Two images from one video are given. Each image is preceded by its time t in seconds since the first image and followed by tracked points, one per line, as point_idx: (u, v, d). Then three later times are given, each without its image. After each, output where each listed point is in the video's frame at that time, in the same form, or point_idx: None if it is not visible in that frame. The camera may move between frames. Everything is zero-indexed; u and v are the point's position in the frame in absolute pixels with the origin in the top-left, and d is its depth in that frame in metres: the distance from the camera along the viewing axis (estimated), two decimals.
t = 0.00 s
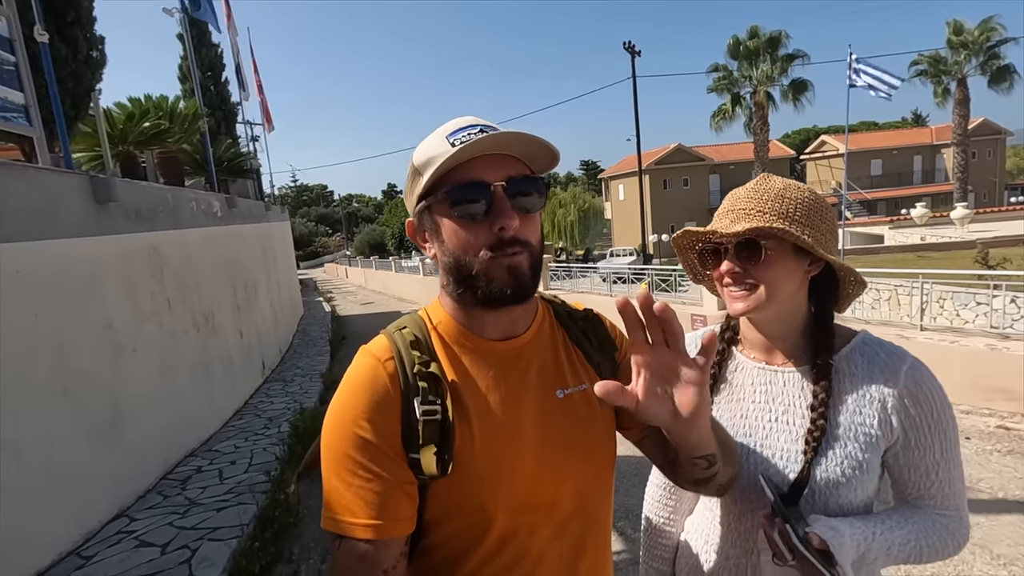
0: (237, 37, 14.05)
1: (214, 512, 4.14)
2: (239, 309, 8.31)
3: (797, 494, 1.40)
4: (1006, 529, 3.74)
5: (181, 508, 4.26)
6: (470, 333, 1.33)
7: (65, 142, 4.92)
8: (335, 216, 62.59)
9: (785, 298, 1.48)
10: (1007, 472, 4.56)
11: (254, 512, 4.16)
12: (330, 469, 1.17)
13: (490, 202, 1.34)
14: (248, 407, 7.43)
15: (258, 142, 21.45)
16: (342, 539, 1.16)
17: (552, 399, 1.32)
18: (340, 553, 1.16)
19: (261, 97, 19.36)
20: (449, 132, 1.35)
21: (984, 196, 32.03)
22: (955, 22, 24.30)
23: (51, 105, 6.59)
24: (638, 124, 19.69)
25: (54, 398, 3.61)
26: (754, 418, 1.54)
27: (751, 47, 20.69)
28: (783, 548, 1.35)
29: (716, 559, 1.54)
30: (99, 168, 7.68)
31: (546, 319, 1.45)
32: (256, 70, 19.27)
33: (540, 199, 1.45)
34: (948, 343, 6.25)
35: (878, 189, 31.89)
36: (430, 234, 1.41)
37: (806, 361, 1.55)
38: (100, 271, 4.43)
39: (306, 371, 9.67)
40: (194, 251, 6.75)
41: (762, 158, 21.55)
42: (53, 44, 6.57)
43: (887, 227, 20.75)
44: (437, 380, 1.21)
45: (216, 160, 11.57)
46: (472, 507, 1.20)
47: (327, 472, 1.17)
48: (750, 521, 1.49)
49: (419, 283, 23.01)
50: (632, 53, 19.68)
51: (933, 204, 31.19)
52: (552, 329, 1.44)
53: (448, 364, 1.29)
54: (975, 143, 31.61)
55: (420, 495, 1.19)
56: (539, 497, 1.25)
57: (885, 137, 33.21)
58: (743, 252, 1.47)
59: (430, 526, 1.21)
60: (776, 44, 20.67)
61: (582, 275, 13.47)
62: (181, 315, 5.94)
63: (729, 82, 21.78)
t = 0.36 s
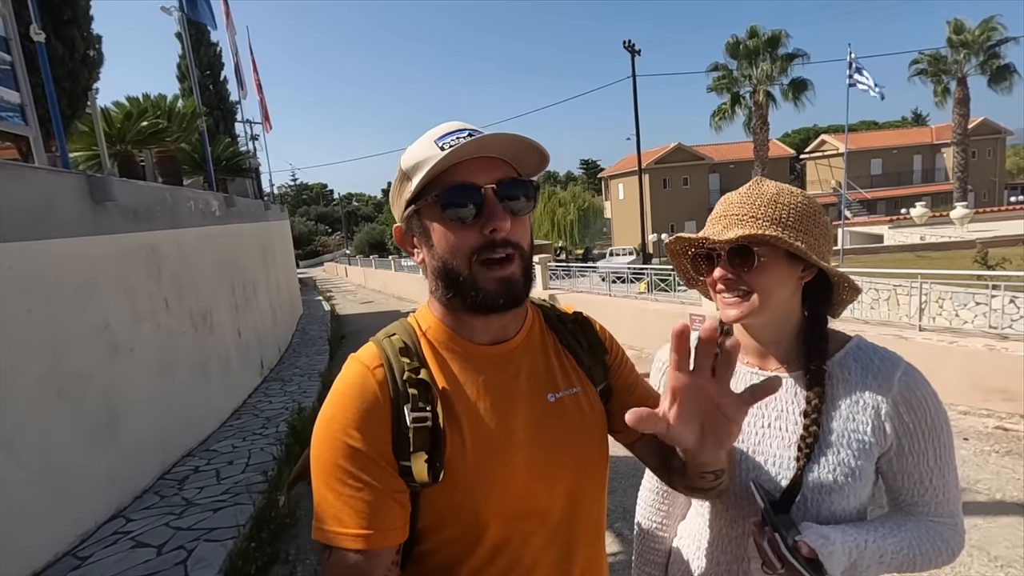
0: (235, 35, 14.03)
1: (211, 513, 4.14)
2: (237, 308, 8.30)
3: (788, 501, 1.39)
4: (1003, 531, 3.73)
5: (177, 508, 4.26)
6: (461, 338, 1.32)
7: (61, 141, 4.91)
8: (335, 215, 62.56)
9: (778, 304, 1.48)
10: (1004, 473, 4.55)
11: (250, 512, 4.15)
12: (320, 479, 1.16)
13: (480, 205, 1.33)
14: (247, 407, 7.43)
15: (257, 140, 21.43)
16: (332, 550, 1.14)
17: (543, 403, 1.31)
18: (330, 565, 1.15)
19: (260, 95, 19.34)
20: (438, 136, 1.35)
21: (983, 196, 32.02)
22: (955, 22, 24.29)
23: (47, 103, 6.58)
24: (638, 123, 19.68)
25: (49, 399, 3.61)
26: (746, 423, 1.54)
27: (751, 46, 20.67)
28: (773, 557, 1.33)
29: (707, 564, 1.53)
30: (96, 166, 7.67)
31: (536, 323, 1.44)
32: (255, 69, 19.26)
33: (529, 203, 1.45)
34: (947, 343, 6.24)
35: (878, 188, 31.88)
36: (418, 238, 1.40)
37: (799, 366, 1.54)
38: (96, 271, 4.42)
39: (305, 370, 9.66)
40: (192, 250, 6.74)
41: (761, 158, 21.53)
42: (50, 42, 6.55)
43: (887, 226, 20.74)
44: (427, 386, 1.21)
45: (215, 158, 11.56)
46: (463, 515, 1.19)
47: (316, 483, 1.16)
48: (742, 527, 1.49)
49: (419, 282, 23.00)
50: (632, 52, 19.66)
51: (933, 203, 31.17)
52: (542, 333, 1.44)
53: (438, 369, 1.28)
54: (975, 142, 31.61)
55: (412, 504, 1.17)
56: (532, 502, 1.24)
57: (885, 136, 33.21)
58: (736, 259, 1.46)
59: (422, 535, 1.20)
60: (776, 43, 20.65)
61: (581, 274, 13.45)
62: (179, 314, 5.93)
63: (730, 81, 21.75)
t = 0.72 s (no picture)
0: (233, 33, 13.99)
1: (209, 514, 4.13)
2: (236, 307, 8.29)
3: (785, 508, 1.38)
4: (1003, 532, 3.73)
5: (175, 509, 4.25)
6: (460, 344, 1.31)
7: (57, 140, 4.90)
8: (335, 213, 62.52)
9: (776, 309, 1.46)
10: (1004, 474, 4.54)
11: (248, 513, 4.14)
12: (317, 489, 1.14)
13: (484, 207, 1.32)
14: (246, 407, 7.41)
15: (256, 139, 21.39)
16: (331, 562, 1.12)
17: (543, 410, 1.30)
18: None
19: (259, 94, 19.30)
20: (443, 137, 1.34)
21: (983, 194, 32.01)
22: (956, 20, 24.24)
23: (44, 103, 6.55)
24: (638, 122, 19.65)
25: (46, 400, 3.59)
26: (744, 428, 1.52)
27: (751, 45, 20.63)
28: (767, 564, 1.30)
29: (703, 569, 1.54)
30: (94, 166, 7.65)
31: (534, 329, 1.43)
32: (254, 67, 19.22)
33: (531, 205, 1.44)
34: (946, 343, 6.23)
35: (878, 187, 31.86)
36: (419, 240, 1.38)
37: (797, 370, 1.53)
38: (94, 271, 4.40)
39: (304, 370, 9.65)
40: (191, 250, 6.73)
41: (761, 156, 21.50)
42: (47, 41, 6.53)
43: (887, 225, 20.73)
44: (426, 393, 1.19)
45: (213, 157, 11.53)
46: (464, 524, 1.17)
47: (314, 494, 1.14)
48: (738, 533, 1.48)
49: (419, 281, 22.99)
50: (632, 50, 19.61)
51: (933, 202, 31.15)
52: (539, 339, 1.42)
53: (437, 375, 1.27)
54: (975, 140, 31.59)
55: (412, 513, 1.16)
56: (532, 511, 1.22)
57: (886, 134, 33.17)
58: (731, 263, 1.45)
59: (421, 545, 1.18)
60: (776, 41, 20.60)
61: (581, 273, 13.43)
62: (177, 314, 5.92)
63: (730, 80, 21.71)
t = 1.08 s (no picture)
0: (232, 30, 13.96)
1: (207, 510, 4.14)
2: (235, 305, 8.29)
3: (772, 501, 1.39)
4: (999, 529, 3.73)
5: (174, 506, 4.26)
6: (452, 334, 1.31)
7: (56, 138, 4.90)
8: (335, 211, 62.49)
9: (764, 304, 1.47)
10: (1000, 471, 4.54)
11: (246, 510, 4.15)
12: (308, 474, 1.14)
13: (479, 203, 1.32)
14: (245, 404, 7.43)
15: (255, 137, 21.37)
16: (321, 547, 1.12)
17: (535, 397, 1.30)
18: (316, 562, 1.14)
19: (258, 91, 19.28)
20: (440, 134, 1.34)
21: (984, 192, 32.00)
22: (957, 17, 24.20)
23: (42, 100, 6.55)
24: (638, 120, 19.64)
25: (45, 398, 3.60)
26: (734, 422, 1.52)
27: (750, 42, 20.62)
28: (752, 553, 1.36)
29: (691, 562, 1.54)
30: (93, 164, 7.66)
31: (525, 320, 1.44)
32: (253, 65, 19.20)
33: (524, 203, 1.45)
34: (944, 340, 6.24)
35: (878, 185, 31.84)
36: (414, 235, 1.38)
37: (786, 365, 1.53)
38: (92, 269, 4.41)
39: (304, 367, 9.67)
40: (190, 247, 6.73)
41: (762, 154, 21.50)
42: (45, 39, 6.52)
43: (887, 223, 20.72)
44: (419, 380, 1.20)
45: (213, 155, 11.53)
46: (456, 511, 1.18)
47: (305, 478, 1.14)
48: (726, 527, 1.49)
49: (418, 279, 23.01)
50: (632, 48, 19.59)
51: (933, 200, 31.13)
52: (531, 329, 1.43)
53: (430, 363, 1.27)
54: (976, 138, 31.56)
55: (403, 498, 1.16)
56: (524, 497, 1.23)
57: (886, 132, 33.13)
58: (718, 258, 1.45)
59: (413, 531, 1.18)
60: (776, 39, 20.58)
61: (580, 271, 13.44)
62: (177, 311, 5.93)
63: (730, 77, 21.69)
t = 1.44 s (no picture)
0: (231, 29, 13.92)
1: (204, 511, 4.13)
2: (234, 304, 8.27)
3: (772, 512, 1.37)
4: (998, 531, 3.72)
5: (171, 506, 4.25)
6: (446, 342, 1.30)
7: (52, 137, 4.87)
8: (334, 210, 62.39)
9: (764, 310, 1.45)
10: (1000, 473, 4.53)
11: (244, 511, 4.14)
12: (298, 481, 1.12)
13: (471, 212, 1.30)
14: (244, 404, 7.41)
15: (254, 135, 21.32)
16: (309, 555, 1.11)
17: (529, 406, 1.29)
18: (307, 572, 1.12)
19: (257, 90, 19.23)
20: (435, 142, 1.33)
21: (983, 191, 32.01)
22: (957, 16, 24.17)
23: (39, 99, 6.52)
24: (638, 119, 19.62)
25: (42, 398, 3.59)
26: (733, 431, 1.51)
27: (750, 41, 20.60)
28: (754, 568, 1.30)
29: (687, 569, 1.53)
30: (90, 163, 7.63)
31: (521, 328, 1.42)
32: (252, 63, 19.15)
33: (519, 212, 1.43)
34: (944, 341, 6.23)
35: (878, 184, 31.83)
36: (407, 243, 1.37)
37: (786, 373, 1.52)
38: (90, 269, 4.39)
39: (303, 367, 9.66)
40: (188, 247, 6.71)
41: (761, 153, 21.49)
42: (42, 37, 6.47)
43: (887, 222, 20.72)
44: (411, 388, 1.18)
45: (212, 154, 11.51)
46: (447, 520, 1.16)
47: (294, 485, 1.13)
48: (726, 538, 1.48)
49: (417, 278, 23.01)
50: (632, 46, 19.56)
51: (933, 199, 31.11)
52: (526, 337, 1.41)
53: (423, 371, 1.26)
54: (975, 137, 31.55)
55: (393, 508, 1.15)
56: (516, 506, 1.21)
57: (886, 131, 33.10)
58: (718, 264, 1.44)
59: (403, 540, 1.17)
60: (776, 37, 20.55)
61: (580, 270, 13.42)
62: (175, 311, 5.91)
63: (730, 76, 21.67)
